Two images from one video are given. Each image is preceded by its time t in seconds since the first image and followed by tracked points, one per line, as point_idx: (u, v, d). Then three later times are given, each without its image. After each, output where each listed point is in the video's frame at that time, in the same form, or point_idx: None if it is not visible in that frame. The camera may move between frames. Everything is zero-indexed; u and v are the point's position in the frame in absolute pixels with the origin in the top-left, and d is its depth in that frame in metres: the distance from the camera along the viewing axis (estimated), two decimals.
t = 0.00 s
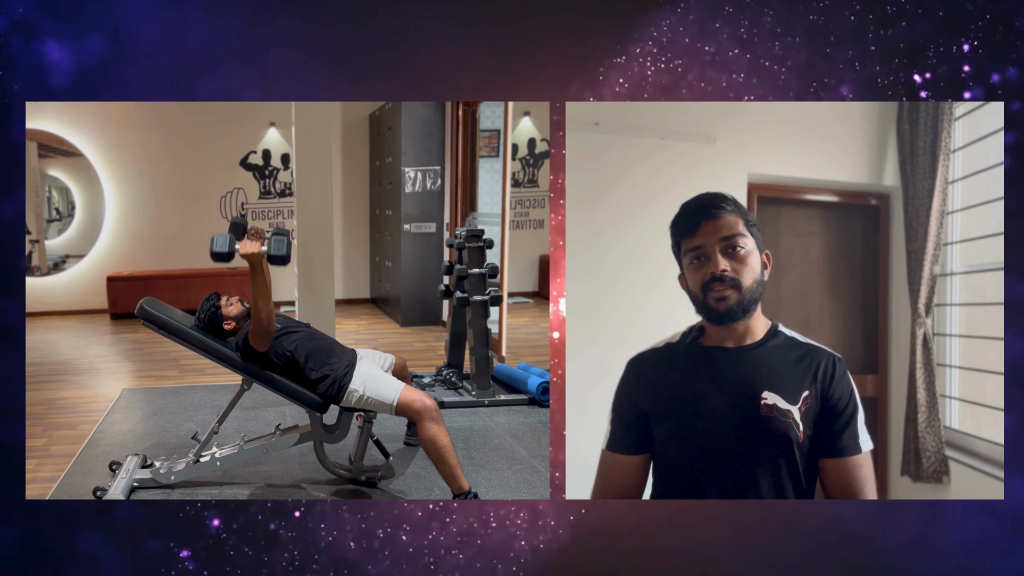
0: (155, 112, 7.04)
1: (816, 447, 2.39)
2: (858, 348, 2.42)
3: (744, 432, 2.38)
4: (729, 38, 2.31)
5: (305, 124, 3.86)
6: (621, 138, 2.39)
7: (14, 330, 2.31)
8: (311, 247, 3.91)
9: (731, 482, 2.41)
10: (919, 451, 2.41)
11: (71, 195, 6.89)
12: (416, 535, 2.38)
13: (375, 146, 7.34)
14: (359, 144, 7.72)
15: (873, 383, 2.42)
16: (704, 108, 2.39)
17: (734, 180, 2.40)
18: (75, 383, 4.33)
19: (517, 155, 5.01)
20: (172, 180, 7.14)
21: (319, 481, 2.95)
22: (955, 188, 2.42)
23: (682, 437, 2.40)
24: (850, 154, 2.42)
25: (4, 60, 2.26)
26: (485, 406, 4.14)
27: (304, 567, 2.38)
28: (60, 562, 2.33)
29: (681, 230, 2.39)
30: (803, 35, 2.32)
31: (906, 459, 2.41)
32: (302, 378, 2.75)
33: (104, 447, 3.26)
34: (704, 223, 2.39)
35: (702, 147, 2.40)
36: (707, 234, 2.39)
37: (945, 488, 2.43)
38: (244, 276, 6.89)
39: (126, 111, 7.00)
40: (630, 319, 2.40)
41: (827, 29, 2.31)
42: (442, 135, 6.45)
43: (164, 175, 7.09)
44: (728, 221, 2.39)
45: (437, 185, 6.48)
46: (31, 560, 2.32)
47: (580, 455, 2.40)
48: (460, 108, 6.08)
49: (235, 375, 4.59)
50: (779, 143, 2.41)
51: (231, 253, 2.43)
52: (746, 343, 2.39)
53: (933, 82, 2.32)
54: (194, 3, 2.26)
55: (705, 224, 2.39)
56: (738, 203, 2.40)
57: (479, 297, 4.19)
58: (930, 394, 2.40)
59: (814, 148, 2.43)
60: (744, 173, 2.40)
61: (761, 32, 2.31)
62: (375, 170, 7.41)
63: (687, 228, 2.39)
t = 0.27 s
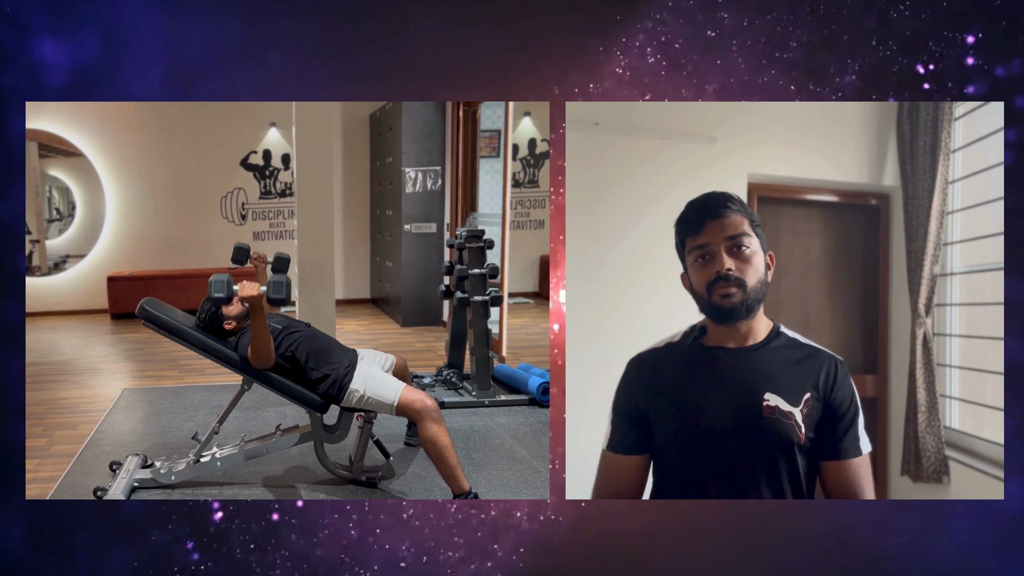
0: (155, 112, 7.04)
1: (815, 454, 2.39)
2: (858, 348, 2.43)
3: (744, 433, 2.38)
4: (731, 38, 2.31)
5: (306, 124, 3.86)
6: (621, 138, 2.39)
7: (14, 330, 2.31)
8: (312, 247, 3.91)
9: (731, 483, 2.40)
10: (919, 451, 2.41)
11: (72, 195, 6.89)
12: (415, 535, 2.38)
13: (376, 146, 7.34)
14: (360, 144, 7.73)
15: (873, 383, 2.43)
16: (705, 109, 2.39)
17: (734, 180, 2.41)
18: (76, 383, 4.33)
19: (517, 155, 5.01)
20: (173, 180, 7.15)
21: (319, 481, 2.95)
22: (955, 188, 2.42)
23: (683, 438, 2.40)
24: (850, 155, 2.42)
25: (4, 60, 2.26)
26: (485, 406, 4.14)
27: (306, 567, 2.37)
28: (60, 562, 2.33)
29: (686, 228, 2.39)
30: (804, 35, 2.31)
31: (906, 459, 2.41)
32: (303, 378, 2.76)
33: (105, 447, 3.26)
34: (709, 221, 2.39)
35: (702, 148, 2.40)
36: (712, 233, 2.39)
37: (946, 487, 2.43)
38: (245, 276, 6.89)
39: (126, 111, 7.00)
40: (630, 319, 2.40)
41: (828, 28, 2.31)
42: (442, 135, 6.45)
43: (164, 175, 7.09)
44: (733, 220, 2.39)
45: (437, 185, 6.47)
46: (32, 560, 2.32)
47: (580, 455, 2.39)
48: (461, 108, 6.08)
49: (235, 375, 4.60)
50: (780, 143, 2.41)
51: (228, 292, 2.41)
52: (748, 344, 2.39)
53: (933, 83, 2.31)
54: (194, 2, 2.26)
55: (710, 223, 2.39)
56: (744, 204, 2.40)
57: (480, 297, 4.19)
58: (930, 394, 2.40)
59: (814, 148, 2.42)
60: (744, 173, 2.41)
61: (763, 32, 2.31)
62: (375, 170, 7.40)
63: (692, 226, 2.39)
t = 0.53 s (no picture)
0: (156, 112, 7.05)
1: (815, 449, 2.39)
2: (858, 348, 2.42)
3: (745, 433, 2.38)
4: (732, 38, 2.30)
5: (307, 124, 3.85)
6: (621, 138, 2.39)
7: (14, 329, 2.31)
8: (312, 247, 3.92)
9: (732, 483, 2.40)
10: (919, 451, 2.41)
11: (72, 195, 6.90)
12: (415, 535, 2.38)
13: (376, 146, 7.34)
14: (360, 144, 7.73)
15: (873, 383, 2.42)
16: (706, 108, 2.39)
17: (734, 180, 2.40)
18: (76, 383, 4.33)
19: (518, 155, 5.01)
20: (173, 180, 7.15)
21: (319, 481, 2.95)
22: (955, 188, 2.41)
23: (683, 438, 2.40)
24: (850, 155, 2.42)
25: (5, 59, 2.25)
26: (486, 406, 4.14)
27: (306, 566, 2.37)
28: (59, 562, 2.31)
29: (684, 231, 2.39)
30: (805, 34, 2.30)
31: (906, 458, 2.41)
32: (303, 378, 2.76)
33: (105, 446, 3.26)
34: (707, 223, 2.39)
35: (702, 147, 2.40)
36: (710, 235, 2.40)
37: (945, 488, 2.41)
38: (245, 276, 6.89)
39: (126, 111, 7.00)
40: (631, 319, 2.39)
41: (829, 28, 2.30)
42: (443, 135, 6.45)
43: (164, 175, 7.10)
44: (729, 221, 2.39)
45: (438, 185, 6.47)
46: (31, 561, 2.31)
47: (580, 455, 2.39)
48: (462, 108, 6.09)
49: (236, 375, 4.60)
50: (780, 143, 2.41)
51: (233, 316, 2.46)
52: (749, 343, 2.39)
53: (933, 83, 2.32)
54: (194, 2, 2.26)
55: (709, 225, 2.39)
56: (738, 201, 2.40)
57: (480, 297, 4.19)
58: (930, 394, 2.40)
59: (814, 148, 2.43)
60: (744, 173, 2.41)
61: (764, 32, 2.30)
62: (376, 170, 7.40)
63: (690, 229, 2.39)
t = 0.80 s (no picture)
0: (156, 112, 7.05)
1: (813, 446, 2.41)
2: (858, 348, 2.42)
3: (745, 433, 2.39)
4: (732, 38, 2.30)
5: (307, 124, 3.85)
6: (621, 138, 2.39)
7: (13, 329, 2.30)
8: (312, 247, 3.92)
9: (732, 483, 2.40)
10: (919, 451, 2.41)
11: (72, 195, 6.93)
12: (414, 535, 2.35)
13: (377, 146, 7.34)
14: (360, 144, 7.73)
15: (873, 383, 2.42)
16: (706, 108, 2.39)
17: (734, 181, 2.41)
18: (76, 382, 4.34)
19: (518, 155, 5.01)
20: (173, 180, 7.16)
21: (319, 481, 2.95)
22: (955, 188, 2.41)
23: (683, 438, 2.40)
24: (850, 155, 2.43)
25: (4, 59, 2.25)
26: (486, 406, 4.14)
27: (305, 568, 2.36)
28: (60, 563, 2.31)
29: (686, 225, 2.39)
30: (805, 34, 2.30)
31: (906, 458, 2.41)
32: (304, 378, 2.76)
33: (105, 446, 3.26)
34: (709, 218, 2.40)
35: (702, 147, 2.40)
36: (712, 229, 2.40)
37: (945, 488, 2.41)
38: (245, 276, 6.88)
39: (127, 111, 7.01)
40: (631, 320, 2.39)
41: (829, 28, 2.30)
42: (443, 135, 6.45)
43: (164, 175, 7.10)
44: (731, 218, 2.40)
45: (438, 185, 6.47)
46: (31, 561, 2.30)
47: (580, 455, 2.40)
48: (462, 108, 6.08)
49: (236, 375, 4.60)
50: (780, 143, 2.41)
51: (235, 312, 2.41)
52: (745, 345, 2.39)
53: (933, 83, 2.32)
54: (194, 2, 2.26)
55: (711, 221, 2.40)
56: (741, 202, 2.40)
57: (480, 297, 4.19)
58: (930, 394, 2.40)
59: (814, 148, 2.43)
60: (744, 173, 2.42)
61: (764, 31, 2.30)
62: (376, 170, 7.40)
63: (692, 224, 2.39)
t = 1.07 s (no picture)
0: (156, 112, 7.05)
1: (812, 446, 2.40)
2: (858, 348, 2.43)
3: (744, 429, 2.38)
4: (732, 38, 2.30)
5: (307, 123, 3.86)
6: (621, 138, 2.39)
7: (11, 330, 2.30)
8: (312, 247, 3.90)
9: (733, 481, 2.40)
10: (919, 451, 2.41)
11: (73, 194, 6.93)
12: (415, 536, 2.35)
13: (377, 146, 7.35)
14: (361, 144, 7.74)
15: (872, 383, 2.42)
16: (704, 108, 2.39)
17: (733, 181, 2.41)
18: (76, 382, 4.34)
19: (518, 155, 5.01)
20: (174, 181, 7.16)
21: (319, 481, 2.94)
22: (955, 188, 2.41)
23: (682, 438, 2.40)
24: (851, 156, 2.43)
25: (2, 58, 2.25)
26: (486, 406, 4.14)
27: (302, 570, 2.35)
28: (58, 563, 2.30)
29: (693, 228, 2.39)
30: (805, 35, 2.30)
31: (905, 459, 2.40)
32: (303, 378, 2.76)
33: (105, 445, 3.27)
34: (717, 226, 2.39)
35: (701, 147, 2.40)
36: (720, 238, 2.39)
37: (945, 488, 2.40)
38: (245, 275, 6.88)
39: (127, 111, 7.01)
40: (630, 319, 2.40)
41: (829, 28, 2.30)
42: (444, 135, 6.45)
43: (165, 175, 7.10)
44: (739, 227, 2.39)
45: (438, 185, 6.47)
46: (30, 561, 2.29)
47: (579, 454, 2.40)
48: (463, 108, 6.09)
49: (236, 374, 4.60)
50: (780, 144, 2.41)
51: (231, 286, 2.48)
52: (745, 342, 2.39)
53: (932, 83, 2.32)
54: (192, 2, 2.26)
55: (718, 228, 2.39)
56: (751, 210, 2.40)
57: (481, 297, 4.19)
58: (930, 394, 2.41)
59: (814, 149, 2.43)
60: (745, 173, 2.41)
61: (764, 31, 2.30)
62: (376, 169, 7.40)
63: (699, 228, 2.39)
